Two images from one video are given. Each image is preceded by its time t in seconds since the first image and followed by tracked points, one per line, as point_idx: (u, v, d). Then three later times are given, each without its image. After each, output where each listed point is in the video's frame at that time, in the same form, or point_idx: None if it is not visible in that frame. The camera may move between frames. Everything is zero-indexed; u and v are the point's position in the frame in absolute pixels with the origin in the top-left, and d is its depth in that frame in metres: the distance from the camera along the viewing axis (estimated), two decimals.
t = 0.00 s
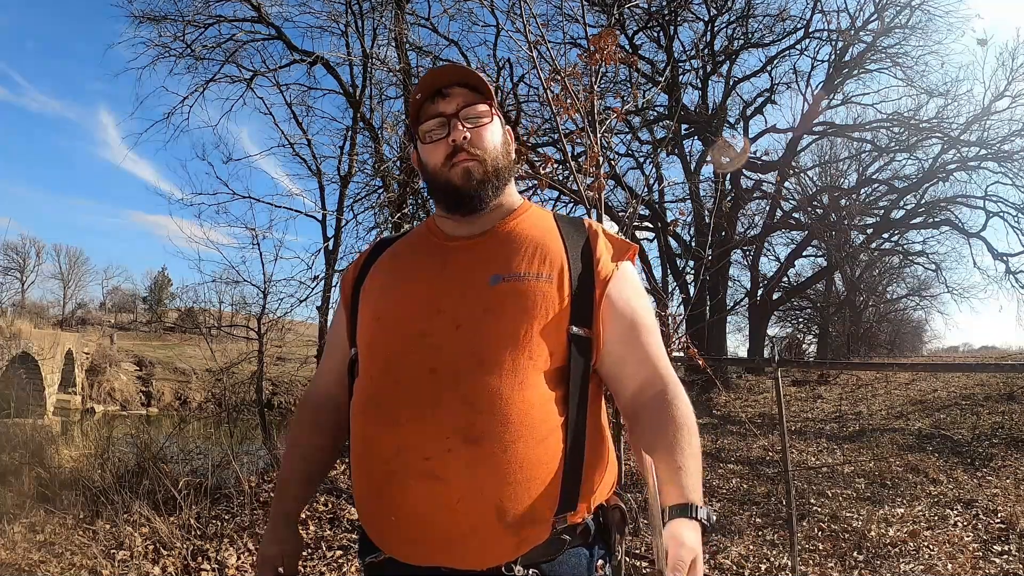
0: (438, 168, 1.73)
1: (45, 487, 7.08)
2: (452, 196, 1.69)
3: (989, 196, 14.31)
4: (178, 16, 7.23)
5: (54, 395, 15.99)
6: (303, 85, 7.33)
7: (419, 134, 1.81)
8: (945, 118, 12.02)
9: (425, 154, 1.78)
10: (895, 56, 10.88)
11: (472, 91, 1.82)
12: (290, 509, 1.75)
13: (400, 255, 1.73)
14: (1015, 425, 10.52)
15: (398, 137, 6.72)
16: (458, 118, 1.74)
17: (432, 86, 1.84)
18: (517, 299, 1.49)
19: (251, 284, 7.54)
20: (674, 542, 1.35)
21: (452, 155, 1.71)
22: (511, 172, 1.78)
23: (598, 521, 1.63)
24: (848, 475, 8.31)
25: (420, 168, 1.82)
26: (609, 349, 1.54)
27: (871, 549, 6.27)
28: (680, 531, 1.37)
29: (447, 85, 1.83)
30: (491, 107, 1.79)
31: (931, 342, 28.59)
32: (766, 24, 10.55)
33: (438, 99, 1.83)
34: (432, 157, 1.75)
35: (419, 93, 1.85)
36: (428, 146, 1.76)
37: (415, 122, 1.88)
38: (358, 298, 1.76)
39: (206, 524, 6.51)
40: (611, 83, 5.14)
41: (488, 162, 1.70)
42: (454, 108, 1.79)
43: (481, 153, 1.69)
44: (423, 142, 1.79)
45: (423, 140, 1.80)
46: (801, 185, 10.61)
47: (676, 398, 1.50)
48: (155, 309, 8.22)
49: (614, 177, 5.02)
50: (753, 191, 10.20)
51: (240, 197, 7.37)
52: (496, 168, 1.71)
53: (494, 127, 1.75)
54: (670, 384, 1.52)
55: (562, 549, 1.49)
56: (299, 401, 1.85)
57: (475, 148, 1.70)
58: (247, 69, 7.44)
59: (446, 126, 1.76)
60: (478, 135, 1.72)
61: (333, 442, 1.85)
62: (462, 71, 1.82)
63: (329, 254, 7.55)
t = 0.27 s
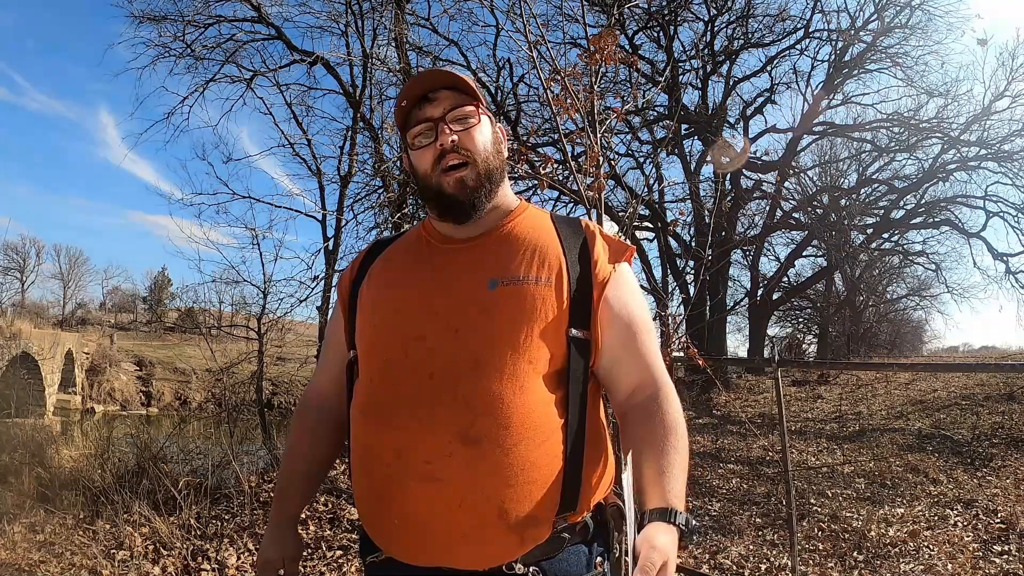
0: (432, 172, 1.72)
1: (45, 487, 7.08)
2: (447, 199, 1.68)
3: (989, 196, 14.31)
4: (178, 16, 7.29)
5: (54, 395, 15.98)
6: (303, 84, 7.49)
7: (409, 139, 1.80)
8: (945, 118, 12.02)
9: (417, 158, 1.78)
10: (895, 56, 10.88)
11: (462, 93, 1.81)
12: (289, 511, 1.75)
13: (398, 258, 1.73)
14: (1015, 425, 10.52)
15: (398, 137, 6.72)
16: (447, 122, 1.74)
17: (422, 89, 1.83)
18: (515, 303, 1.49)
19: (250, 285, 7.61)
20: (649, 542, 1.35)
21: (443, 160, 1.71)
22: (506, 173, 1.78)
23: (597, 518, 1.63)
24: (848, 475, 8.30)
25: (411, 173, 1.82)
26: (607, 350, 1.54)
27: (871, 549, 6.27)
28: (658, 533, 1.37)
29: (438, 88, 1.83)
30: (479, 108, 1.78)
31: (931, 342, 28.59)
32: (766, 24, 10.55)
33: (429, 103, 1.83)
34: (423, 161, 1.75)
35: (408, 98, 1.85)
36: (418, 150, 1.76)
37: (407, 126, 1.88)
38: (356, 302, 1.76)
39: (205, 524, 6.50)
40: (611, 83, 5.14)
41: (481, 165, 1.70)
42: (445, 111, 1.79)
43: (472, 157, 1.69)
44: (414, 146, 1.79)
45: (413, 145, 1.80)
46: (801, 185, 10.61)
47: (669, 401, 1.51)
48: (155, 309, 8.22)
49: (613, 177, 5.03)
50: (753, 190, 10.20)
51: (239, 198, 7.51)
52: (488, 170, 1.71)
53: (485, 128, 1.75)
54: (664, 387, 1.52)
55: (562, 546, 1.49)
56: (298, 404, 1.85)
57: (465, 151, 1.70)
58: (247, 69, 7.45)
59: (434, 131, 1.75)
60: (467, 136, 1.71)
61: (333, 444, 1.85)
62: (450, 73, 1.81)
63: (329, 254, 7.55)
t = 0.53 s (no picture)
0: (434, 174, 1.72)
1: (45, 487, 7.08)
2: (451, 201, 1.67)
3: (989, 196, 14.31)
4: (178, 16, 7.31)
5: (54, 395, 15.97)
6: (303, 85, 7.65)
7: (411, 140, 1.80)
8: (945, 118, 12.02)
9: (418, 160, 1.77)
10: (895, 56, 10.88)
11: (464, 95, 1.80)
12: (287, 511, 1.75)
13: (400, 258, 1.72)
14: (1015, 425, 10.54)
15: (398, 137, 6.73)
16: (450, 124, 1.74)
17: (423, 89, 1.82)
18: (521, 309, 1.49)
19: (251, 285, 7.75)
20: (648, 543, 1.38)
21: (446, 163, 1.70)
22: (507, 176, 1.77)
23: (594, 518, 1.63)
24: (848, 475, 8.30)
25: (413, 173, 1.81)
26: (609, 356, 1.56)
27: (871, 549, 6.27)
28: (656, 534, 1.40)
29: (439, 87, 1.81)
30: (484, 110, 1.78)
31: (931, 342, 28.58)
32: (766, 24, 10.55)
33: (430, 103, 1.81)
34: (425, 163, 1.74)
35: (409, 98, 1.84)
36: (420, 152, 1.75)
37: (407, 125, 1.86)
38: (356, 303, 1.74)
39: (205, 524, 6.50)
40: (611, 83, 5.14)
41: (484, 170, 1.70)
42: (447, 113, 1.78)
43: (475, 161, 1.69)
44: (415, 147, 1.78)
45: (414, 145, 1.79)
46: (801, 185, 10.61)
47: (669, 408, 1.54)
48: (155, 309, 8.22)
49: (614, 177, 5.03)
50: (753, 190, 10.20)
51: (240, 197, 7.74)
52: (490, 174, 1.71)
53: (488, 133, 1.74)
54: (664, 394, 1.56)
55: (561, 546, 1.49)
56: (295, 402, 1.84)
57: (468, 155, 1.70)
58: (247, 69, 7.46)
59: (437, 132, 1.75)
60: (470, 141, 1.71)
61: (330, 444, 1.84)
62: (453, 74, 1.80)
63: (329, 254, 7.56)
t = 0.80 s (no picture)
0: (440, 173, 1.71)
1: (45, 487, 7.08)
2: (458, 202, 1.67)
3: (989, 196, 14.31)
4: (178, 16, 7.29)
5: (54, 395, 15.96)
6: (303, 84, 7.52)
7: (417, 134, 1.79)
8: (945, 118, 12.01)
9: (423, 157, 1.76)
10: (895, 56, 10.88)
11: (472, 94, 1.80)
12: (283, 513, 1.73)
13: (401, 257, 1.68)
14: (1015, 425, 10.54)
15: (398, 137, 6.73)
16: (459, 120, 1.73)
17: (430, 87, 1.82)
18: (532, 314, 1.50)
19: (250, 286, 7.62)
20: (647, 544, 1.42)
21: (453, 160, 1.70)
22: (512, 176, 1.78)
23: (594, 516, 1.69)
24: (848, 475, 8.30)
25: (417, 168, 1.80)
26: (611, 362, 1.61)
27: (871, 549, 6.27)
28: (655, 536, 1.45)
29: (448, 85, 1.81)
30: (493, 109, 1.79)
31: (931, 342, 28.55)
32: (766, 24, 10.54)
33: (438, 100, 1.81)
34: (431, 160, 1.73)
35: (417, 96, 1.84)
36: (426, 148, 1.74)
37: (413, 121, 1.86)
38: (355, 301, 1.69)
39: (205, 524, 6.50)
40: (611, 83, 5.14)
41: (491, 170, 1.70)
42: (455, 111, 1.78)
43: (483, 158, 1.70)
44: (420, 143, 1.77)
45: (420, 141, 1.78)
46: (801, 185, 10.60)
47: (667, 413, 1.60)
48: (155, 309, 8.22)
49: (614, 177, 5.03)
50: (753, 190, 10.20)
51: (238, 197, 7.56)
52: (495, 174, 1.71)
53: (495, 132, 1.74)
54: (662, 401, 1.62)
55: (563, 543, 1.53)
56: (288, 402, 1.82)
57: (476, 154, 1.70)
58: (248, 69, 7.45)
59: (445, 128, 1.75)
60: (477, 139, 1.71)
61: (324, 443, 1.83)
62: (463, 72, 1.80)
63: (329, 254, 7.56)
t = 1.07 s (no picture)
0: (443, 173, 1.71)
1: (45, 487, 7.08)
2: (462, 202, 1.68)
3: (989, 197, 14.32)
4: (178, 16, 7.24)
5: (54, 396, 15.95)
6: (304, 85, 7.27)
7: (421, 131, 1.78)
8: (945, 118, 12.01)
9: (426, 155, 1.76)
10: (895, 56, 10.87)
11: (477, 93, 1.81)
12: (280, 517, 1.73)
13: (402, 256, 1.66)
14: (1015, 425, 10.53)
15: (398, 137, 6.73)
16: (463, 119, 1.74)
17: (434, 85, 1.82)
18: (536, 315, 1.50)
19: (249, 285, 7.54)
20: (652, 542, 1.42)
21: (457, 160, 1.71)
22: (513, 177, 1.78)
23: (595, 514, 1.70)
24: (848, 475, 8.30)
25: (419, 166, 1.80)
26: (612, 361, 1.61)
27: (871, 549, 6.27)
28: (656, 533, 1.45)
29: (452, 83, 1.81)
30: (498, 109, 1.79)
31: (931, 342, 28.55)
32: (766, 23, 10.54)
33: (442, 97, 1.81)
34: (435, 158, 1.73)
35: (421, 94, 1.83)
36: (430, 146, 1.75)
37: (416, 118, 1.85)
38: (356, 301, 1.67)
39: (205, 524, 6.50)
40: (611, 83, 5.14)
41: (494, 173, 1.71)
42: (459, 109, 1.78)
43: (487, 158, 1.71)
44: (423, 141, 1.77)
45: (424, 138, 1.78)
46: (801, 185, 10.60)
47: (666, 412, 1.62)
48: (155, 309, 8.21)
49: (614, 178, 5.03)
50: (753, 191, 10.20)
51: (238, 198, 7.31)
52: (498, 175, 1.72)
53: (498, 131, 1.75)
54: (660, 400, 1.63)
55: (565, 541, 1.54)
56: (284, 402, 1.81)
57: (480, 154, 1.71)
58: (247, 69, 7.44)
59: (450, 126, 1.75)
60: (481, 139, 1.72)
61: (321, 446, 1.83)
62: (469, 71, 1.81)
63: (329, 254, 7.56)
